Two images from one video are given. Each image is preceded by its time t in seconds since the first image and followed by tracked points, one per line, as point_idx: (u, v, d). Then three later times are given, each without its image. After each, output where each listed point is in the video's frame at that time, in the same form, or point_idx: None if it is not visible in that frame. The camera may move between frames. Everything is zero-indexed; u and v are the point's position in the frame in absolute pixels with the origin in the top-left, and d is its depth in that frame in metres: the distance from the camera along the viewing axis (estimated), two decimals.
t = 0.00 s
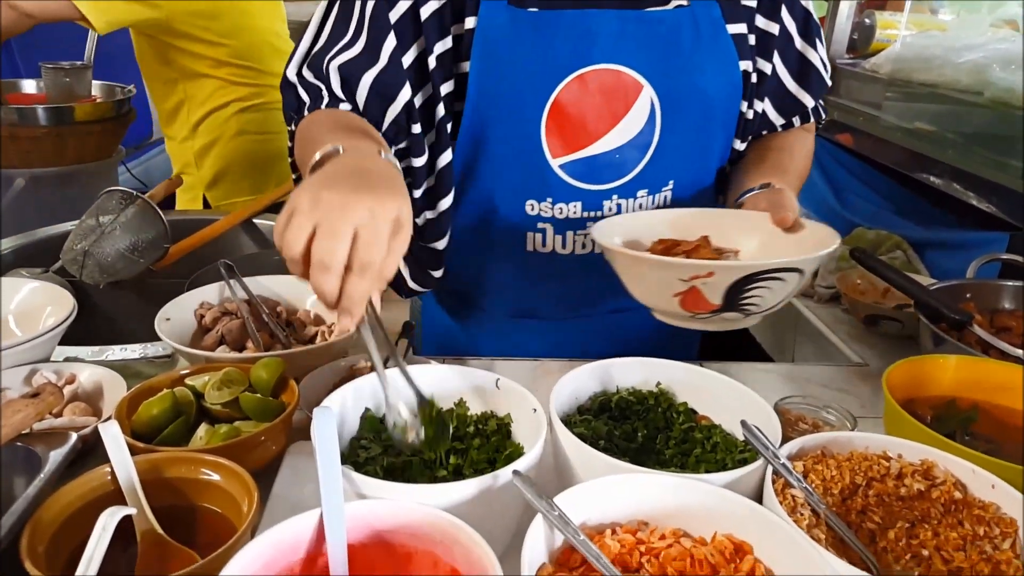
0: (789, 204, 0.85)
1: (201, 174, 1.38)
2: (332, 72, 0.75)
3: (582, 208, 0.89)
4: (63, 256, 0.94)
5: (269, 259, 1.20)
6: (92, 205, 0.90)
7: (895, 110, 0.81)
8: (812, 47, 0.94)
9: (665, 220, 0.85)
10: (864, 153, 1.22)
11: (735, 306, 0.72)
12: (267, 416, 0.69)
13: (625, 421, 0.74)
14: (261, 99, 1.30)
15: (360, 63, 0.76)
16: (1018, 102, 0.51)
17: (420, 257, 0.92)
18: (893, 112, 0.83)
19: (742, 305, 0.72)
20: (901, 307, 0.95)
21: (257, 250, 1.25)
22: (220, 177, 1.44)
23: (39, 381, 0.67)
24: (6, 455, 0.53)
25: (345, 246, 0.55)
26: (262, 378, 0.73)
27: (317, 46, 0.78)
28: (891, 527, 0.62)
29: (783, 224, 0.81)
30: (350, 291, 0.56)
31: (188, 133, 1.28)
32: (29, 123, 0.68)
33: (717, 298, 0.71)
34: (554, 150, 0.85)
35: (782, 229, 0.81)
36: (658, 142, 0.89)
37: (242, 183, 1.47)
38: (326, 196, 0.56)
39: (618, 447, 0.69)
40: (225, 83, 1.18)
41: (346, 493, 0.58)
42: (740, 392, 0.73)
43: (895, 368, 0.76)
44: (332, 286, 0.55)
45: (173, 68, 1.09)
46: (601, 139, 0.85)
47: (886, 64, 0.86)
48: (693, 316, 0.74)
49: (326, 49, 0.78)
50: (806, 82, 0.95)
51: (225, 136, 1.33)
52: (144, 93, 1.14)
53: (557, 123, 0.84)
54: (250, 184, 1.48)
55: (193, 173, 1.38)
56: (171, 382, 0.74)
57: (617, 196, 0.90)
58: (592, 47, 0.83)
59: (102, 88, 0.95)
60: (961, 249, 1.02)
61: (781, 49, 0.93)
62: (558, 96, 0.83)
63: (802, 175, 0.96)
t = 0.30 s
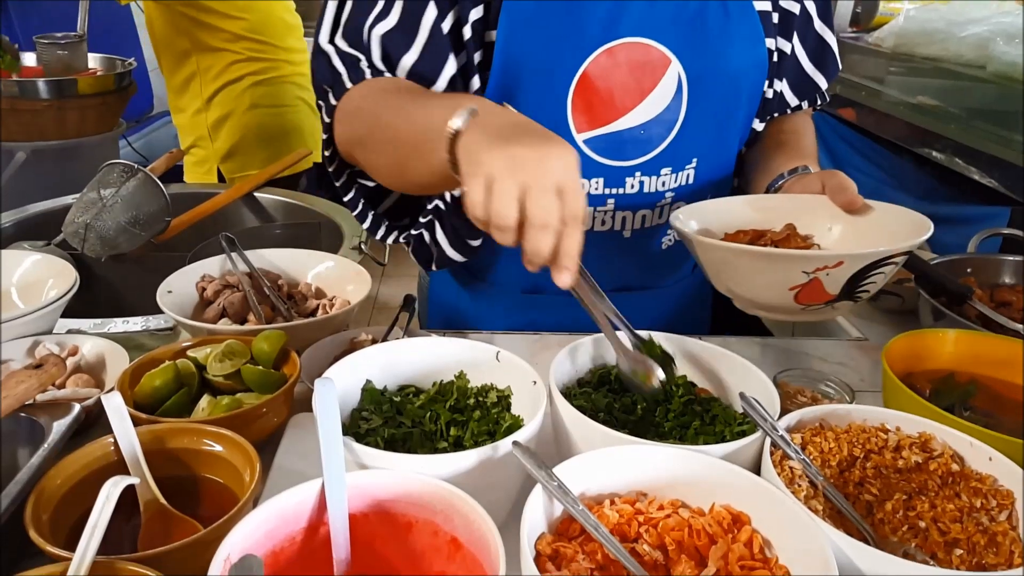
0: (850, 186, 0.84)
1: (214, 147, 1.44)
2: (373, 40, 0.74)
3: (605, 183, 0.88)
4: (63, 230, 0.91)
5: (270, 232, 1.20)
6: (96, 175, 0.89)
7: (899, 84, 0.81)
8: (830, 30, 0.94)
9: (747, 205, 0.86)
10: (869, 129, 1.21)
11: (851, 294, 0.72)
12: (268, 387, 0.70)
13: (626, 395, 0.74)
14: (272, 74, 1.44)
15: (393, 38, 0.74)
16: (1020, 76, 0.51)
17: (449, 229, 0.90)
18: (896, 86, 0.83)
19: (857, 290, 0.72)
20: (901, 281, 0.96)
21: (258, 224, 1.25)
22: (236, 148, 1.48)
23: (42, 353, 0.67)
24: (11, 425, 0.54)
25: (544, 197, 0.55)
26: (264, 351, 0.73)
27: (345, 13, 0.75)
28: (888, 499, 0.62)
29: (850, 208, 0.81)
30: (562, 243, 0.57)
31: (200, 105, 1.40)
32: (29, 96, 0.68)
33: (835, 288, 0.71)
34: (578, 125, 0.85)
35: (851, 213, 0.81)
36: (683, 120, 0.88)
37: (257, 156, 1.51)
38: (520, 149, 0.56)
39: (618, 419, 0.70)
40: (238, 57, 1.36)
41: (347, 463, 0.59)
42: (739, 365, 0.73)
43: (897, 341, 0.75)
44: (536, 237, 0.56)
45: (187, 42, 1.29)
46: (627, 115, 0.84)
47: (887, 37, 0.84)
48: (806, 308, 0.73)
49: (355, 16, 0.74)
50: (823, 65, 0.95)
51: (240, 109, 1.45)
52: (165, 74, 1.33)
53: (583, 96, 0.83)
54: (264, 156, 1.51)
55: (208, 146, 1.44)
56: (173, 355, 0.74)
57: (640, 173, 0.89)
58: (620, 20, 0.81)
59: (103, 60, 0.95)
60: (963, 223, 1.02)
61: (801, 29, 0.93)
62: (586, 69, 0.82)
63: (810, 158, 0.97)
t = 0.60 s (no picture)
0: (853, 174, 0.83)
1: (212, 132, 1.39)
2: (410, 30, 0.71)
3: (621, 172, 0.88)
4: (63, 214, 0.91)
5: (268, 218, 1.20)
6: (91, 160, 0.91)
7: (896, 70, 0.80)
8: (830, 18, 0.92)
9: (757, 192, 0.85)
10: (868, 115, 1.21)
11: (859, 284, 0.72)
12: (266, 371, 0.70)
13: (623, 378, 0.74)
14: (271, 58, 1.45)
15: (428, 26, 0.71)
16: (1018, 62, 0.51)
17: (465, 226, 0.89)
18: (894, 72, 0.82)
19: (866, 282, 0.72)
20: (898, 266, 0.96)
21: (256, 209, 1.25)
22: (234, 134, 1.41)
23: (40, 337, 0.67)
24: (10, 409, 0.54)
25: (604, 245, 0.56)
26: (262, 335, 0.73)
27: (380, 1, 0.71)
28: (884, 482, 0.62)
29: (857, 196, 0.82)
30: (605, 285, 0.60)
31: (196, 90, 1.36)
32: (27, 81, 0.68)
33: (846, 279, 0.71)
34: (597, 114, 0.84)
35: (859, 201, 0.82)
36: (699, 108, 0.87)
37: (254, 140, 1.45)
38: (589, 196, 0.56)
39: (615, 403, 0.70)
40: (235, 40, 1.38)
41: (346, 446, 0.59)
42: (736, 350, 0.73)
43: (894, 325, 0.75)
44: (586, 281, 0.58)
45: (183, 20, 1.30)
46: (645, 104, 0.83)
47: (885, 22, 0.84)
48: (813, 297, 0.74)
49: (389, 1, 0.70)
50: (823, 54, 0.94)
51: (237, 93, 1.41)
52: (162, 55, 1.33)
53: (602, 86, 0.82)
54: (260, 139, 1.46)
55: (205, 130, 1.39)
56: (172, 339, 0.74)
57: (656, 161, 0.89)
58: (641, 8, 0.79)
59: (101, 45, 0.94)
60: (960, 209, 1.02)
61: (803, 19, 0.92)
62: (606, 59, 0.81)
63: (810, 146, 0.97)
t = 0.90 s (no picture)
0: (849, 172, 0.83)
1: (208, 128, 1.39)
2: (405, 32, 0.69)
3: (613, 168, 0.88)
4: (62, 212, 0.93)
5: (266, 215, 1.21)
6: (89, 158, 0.89)
7: (893, 66, 0.80)
8: (822, 15, 0.92)
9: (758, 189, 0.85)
10: (865, 111, 1.21)
11: (858, 287, 0.72)
12: (264, 369, 0.70)
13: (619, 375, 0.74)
14: (264, 53, 1.45)
15: (424, 28, 0.70)
16: (1015, 58, 0.51)
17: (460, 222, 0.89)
18: (891, 68, 0.82)
19: (867, 284, 0.72)
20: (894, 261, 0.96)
21: (254, 206, 1.25)
22: (230, 129, 1.43)
23: (38, 335, 0.67)
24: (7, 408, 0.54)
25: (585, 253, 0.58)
26: (259, 333, 0.73)
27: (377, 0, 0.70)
28: (881, 478, 0.62)
29: (851, 192, 0.81)
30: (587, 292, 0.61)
31: (192, 88, 1.34)
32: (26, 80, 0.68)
33: (846, 283, 0.70)
34: (589, 110, 0.84)
35: (852, 197, 0.81)
36: (690, 105, 0.87)
37: (252, 134, 1.49)
38: (563, 211, 0.57)
39: (612, 400, 0.70)
40: (230, 37, 1.35)
41: (343, 444, 0.59)
42: (732, 345, 0.73)
43: (887, 323, 0.76)
44: (567, 289, 0.59)
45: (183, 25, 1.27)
46: (635, 101, 0.83)
47: (882, 18, 0.84)
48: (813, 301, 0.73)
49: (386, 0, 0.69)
50: (817, 49, 0.94)
51: (231, 88, 1.41)
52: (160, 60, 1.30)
53: (594, 82, 0.82)
54: (258, 134, 1.50)
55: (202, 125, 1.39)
56: (169, 337, 0.74)
57: (648, 157, 0.88)
58: (631, 6, 0.79)
59: (99, 43, 0.94)
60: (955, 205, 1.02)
61: (795, 16, 0.92)
62: (598, 56, 0.81)
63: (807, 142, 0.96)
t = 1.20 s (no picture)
0: (843, 174, 0.83)
1: (218, 129, 1.41)
2: (377, 22, 0.75)
3: (604, 165, 0.88)
4: (63, 212, 0.93)
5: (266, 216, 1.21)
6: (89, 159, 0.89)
7: (894, 66, 0.80)
8: (823, 16, 0.92)
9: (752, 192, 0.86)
10: (865, 112, 1.21)
11: (855, 303, 0.71)
12: (264, 370, 0.70)
13: (619, 375, 0.74)
14: (271, 54, 1.44)
15: (395, 15, 0.75)
16: (1017, 58, 0.50)
17: (454, 203, 0.89)
18: (891, 68, 0.82)
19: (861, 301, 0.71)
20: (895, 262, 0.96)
21: (255, 207, 1.24)
22: (238, 130, 1.43)
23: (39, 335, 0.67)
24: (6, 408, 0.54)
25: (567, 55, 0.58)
26: (260, 333, 0.73)
27: None
28: (883, 479, 0.62)
29: (847, 196, 0.81)
30: (606, 105, 0.58)
31: (201, 89, 1.37)
32: (26, 80, 0.68)
33: (840, 300, 0.69)
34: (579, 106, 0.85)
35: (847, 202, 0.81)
36: (682, 104, 0.88)
37: (259, 136, 1.46)
38: (533, 38, 0.59)
39: (613, 401, 0.70)
40: (236, 37, 1.37)
41: (344, 444, 0.59)
42: (734, 345, 0.73)
43: (889, 323, 0.76)
44: (582, 99, 0.57)
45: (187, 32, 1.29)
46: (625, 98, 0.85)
47: (882, 18, 0.84)
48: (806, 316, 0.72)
49: None
50: (815, 49, 0.94)
51: (240, 90, 1.41)
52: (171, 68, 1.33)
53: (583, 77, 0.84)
54: (265, 135, 1.47)
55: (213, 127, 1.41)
56: (170, 337, 0.74)
57: (640, 156, 0.89)
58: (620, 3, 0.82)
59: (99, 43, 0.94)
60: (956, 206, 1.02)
61: (792, 15, 0.92)
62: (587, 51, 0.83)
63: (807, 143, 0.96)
